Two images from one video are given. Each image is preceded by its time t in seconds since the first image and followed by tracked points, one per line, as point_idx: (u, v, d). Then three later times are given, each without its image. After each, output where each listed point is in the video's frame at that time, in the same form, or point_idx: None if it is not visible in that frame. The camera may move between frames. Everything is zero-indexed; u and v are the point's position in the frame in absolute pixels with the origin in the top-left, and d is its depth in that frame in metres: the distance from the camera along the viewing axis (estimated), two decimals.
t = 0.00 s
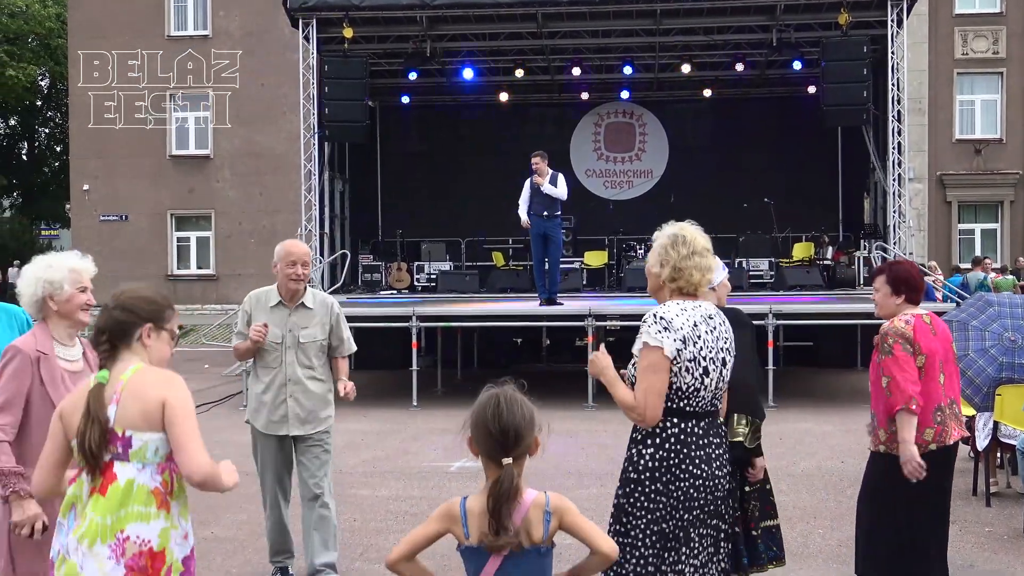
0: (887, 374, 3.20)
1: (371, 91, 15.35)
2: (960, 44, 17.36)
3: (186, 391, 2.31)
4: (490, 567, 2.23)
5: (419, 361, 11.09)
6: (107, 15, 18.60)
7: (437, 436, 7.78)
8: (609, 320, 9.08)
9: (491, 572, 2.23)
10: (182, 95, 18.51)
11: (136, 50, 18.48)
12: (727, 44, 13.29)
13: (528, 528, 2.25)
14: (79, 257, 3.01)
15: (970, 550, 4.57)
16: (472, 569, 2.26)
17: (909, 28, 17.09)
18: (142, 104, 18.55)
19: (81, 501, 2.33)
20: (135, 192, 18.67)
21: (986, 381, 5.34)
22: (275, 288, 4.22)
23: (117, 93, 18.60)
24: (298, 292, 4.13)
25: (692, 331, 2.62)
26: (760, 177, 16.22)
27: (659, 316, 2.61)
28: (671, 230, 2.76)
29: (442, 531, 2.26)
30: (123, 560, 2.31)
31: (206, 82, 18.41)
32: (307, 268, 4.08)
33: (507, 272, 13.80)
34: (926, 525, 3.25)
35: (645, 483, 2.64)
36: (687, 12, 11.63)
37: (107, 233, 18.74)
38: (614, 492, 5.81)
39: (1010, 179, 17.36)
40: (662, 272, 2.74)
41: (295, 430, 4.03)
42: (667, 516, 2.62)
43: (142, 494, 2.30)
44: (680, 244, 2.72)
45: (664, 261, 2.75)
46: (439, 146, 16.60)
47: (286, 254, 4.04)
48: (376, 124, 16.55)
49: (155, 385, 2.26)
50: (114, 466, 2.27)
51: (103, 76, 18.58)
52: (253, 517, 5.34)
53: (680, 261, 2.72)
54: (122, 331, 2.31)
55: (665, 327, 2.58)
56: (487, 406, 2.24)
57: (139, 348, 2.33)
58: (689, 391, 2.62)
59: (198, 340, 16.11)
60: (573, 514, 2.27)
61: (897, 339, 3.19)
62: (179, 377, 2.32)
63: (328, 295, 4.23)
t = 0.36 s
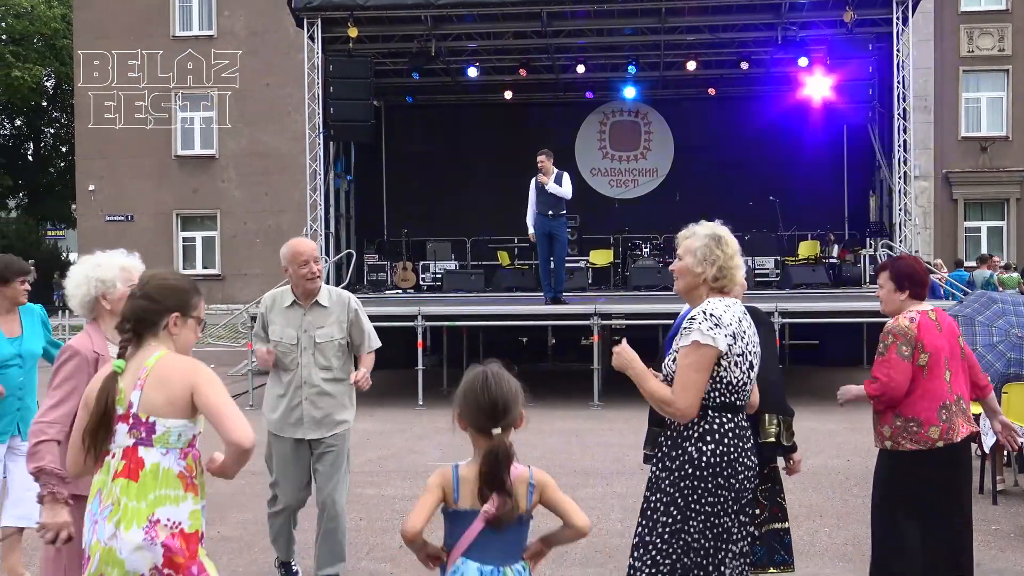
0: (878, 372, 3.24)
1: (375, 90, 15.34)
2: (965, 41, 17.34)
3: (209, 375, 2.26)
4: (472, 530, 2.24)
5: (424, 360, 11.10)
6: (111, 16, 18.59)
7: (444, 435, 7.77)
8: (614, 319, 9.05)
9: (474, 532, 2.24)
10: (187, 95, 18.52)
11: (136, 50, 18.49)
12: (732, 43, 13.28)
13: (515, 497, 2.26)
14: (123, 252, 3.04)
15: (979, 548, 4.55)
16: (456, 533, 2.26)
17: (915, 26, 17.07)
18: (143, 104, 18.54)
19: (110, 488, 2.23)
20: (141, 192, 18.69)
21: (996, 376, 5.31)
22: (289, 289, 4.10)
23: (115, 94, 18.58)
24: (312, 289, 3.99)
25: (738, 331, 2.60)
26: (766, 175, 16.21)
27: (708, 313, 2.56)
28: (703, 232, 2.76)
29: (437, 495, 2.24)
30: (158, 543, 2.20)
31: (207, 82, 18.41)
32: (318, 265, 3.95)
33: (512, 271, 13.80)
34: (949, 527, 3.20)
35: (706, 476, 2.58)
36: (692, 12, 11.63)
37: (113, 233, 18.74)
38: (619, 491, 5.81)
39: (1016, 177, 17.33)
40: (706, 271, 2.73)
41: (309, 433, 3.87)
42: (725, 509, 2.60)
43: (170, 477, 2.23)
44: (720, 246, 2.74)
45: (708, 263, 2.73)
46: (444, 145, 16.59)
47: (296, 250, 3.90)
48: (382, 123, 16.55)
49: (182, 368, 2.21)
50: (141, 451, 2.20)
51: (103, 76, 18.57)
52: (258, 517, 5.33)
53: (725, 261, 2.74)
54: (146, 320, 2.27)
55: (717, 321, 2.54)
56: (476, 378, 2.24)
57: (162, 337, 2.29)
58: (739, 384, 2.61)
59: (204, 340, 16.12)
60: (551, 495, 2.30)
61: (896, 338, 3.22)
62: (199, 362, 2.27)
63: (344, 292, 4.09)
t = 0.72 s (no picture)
0: (885, 378, 3.22)
1: (380, 90, 15.37)
2: (970, 39, 17.31)
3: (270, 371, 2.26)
4: (453, 524, 2.32)
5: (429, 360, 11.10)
6: (115, 16, 18.60)
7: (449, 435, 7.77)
8: (619, 319, 9.06)
9: (454, 527, 2.32)
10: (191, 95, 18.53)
11: (136, 50, 18.50)
12: (736, 42, 13.27)
13: (493, 494, 2.31)
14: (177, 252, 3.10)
15: (984, 546, 4.55)
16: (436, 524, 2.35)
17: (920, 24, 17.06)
18: (143, 104, 18.55)
19: (174, 489, 2.24)
20: (146, 192, 18.71)
21: (1000, 373, 5.17)
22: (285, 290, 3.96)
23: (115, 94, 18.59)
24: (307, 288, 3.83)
25: (768, 320, 2.67)
26: (770, 173, 16.20)
27: (742, 301, 2.62)
28: (713, 231, 2.83)
29: (418, 494, 2.36)
30: (233, 545, 2.23)
31: (206, 82, 18.43)
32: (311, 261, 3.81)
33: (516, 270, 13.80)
34: (951, 529, 3.20)
35: (736, 467, 2.63)
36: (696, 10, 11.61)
37: (118, 233, 18.77)
38: (625, 490, 5.81)
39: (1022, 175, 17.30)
40: (719, 269, 2.77)
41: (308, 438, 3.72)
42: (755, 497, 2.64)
43: (238, 477, 2.24)
44: (730, 243, 2.79)
45: (718, 259, 2.78)
46: (448, 144, 16.59)
47: (290, 247, 3.78)
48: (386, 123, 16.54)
49: (243, 367, 2.21)
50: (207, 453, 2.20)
51: (103, 76, 18.57)
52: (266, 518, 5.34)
53: (736, 257, 2.78)
54: (217, 318, 2.25)
55: (751, 308, 2.60)
56: (461, 379, 2.30)
57: (229, 330, 2.28)
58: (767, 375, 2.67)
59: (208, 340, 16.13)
60: (530, 496, 2.33)
61: (892, 341, 3.21)
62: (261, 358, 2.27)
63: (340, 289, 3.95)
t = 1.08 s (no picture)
0: (880, 379, 3.20)
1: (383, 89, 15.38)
2: (974, 38, 17.28)
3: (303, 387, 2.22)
4: (457, 526, 2.37)
5: (433, 360, 11.10)
6: (118, 15, 18.60)
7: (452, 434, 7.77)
8: (622, 318, 9.09)
9: (457, 529, 2.38)
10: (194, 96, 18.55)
11: (136, 50, 18.50)
12: (739, 41, 13.25)
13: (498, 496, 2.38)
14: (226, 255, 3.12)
15: (988, 546, 4.55)
16: (440, 528, 2.41)
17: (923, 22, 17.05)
18: (143, 104, 18.56)
19: (198, 502, 2.21)
20: (149, 192, 18.72)
21: (1007, 367, 5.11)
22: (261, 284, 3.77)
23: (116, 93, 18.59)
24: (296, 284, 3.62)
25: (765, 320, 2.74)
26: (773, 173, 16.19)
27: (739, 303, 2.69)
28: (708, 230, 2.87)
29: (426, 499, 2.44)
30: (258, 563, 2.19)
31: (206, 82, 18.46)
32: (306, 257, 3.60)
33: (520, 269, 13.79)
34: (949, 530, 3.21)
35: (757, 467, 2.71)
36: (699, 9, 11.61)
37: (122, 233, 18.78)
38: (629, 489, 5.81)
39: None
40: (716, 268, 2.81)
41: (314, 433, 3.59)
42: (777, 495, 2.73)
43: (266, 495, 2.22)
44: (726, 243, 2.83)
45: (715, 258, 2.82)
46: (451, 143, 16.59)
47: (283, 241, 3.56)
48: (389, 123, 16.53)
49: (281, 379, 2.17)
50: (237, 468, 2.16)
51: (103, 76, 18.56)
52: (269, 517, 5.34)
53: (732, 256, 2.83)
54: (245, 333, 2.19)
55: (749, 310, 2.67)
56: (463, 385, 2.36)
57: (259, 340, 2.22)
58: (768, 374, 2.75)
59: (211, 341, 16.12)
60: (536, 501, 2.41)
61: (892, 342, 3.18)
62: (294, 372, 2.23)
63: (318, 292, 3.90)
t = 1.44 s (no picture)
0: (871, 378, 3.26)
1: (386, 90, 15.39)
2: (978, 37, 17.26)
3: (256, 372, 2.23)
4: (482, 551, 2.40)
5: (437, 359, 11.10)
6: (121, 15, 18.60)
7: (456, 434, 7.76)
8: (626, 318, 9.07)
9: (482, 555, 2.40)
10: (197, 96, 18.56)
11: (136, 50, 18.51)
12: (743, 40, 13.25)
13: (521, 513, 2.41)
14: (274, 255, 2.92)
15: (992, 546, 4.54)
16: (461, 553, 2.45)
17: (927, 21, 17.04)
18: (143, 104, 18.56)
19: (157, 492, 2.25)
20: (153, 192, 18.73)
21: (1012, 363, 5.08)
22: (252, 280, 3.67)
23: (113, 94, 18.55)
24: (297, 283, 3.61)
25: (735, 320, 2.69)
26: (777, 172, 16.18)
27: (710, 307, 2.65)
28: (668, 223, 2.79)
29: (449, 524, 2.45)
30: (214, 551, 2.21)
31: (207, 82, 18.47)
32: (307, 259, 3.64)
33: (524, 270, 13.78)
34: (950, 526, 3.22)
35: (717, 471, 2.67)
36: (703, 8, 11.62)
37: (125, 233, 18.80)
38: (633, 489, 5.81)
39: None
40: (677, 266, 2.75)
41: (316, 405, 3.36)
42: (741, 494, 2.69)
43: (222, 481, 2.21)
44: (685, 236, 2.76)
45: (676, 254, 2.75)
46: (454, 142, 16.59)
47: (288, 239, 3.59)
48: (392, 122, 16.53)
49: (222, 365, 2.18)
50: (186, 456, 2.19)
51: (105, 76, 18.57)
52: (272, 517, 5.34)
53: (692, 251, 2.75)
54: (187, 321, 2.21)
55: (721, 313, 2.63)
56: (475, 401, 2.44)
57: (207, 329, 2.25)
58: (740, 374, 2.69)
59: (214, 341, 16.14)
60: (557, 521, 2.41)
61: (888, 340, 3.23)
62: (247, 357, 2.25)
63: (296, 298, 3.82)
